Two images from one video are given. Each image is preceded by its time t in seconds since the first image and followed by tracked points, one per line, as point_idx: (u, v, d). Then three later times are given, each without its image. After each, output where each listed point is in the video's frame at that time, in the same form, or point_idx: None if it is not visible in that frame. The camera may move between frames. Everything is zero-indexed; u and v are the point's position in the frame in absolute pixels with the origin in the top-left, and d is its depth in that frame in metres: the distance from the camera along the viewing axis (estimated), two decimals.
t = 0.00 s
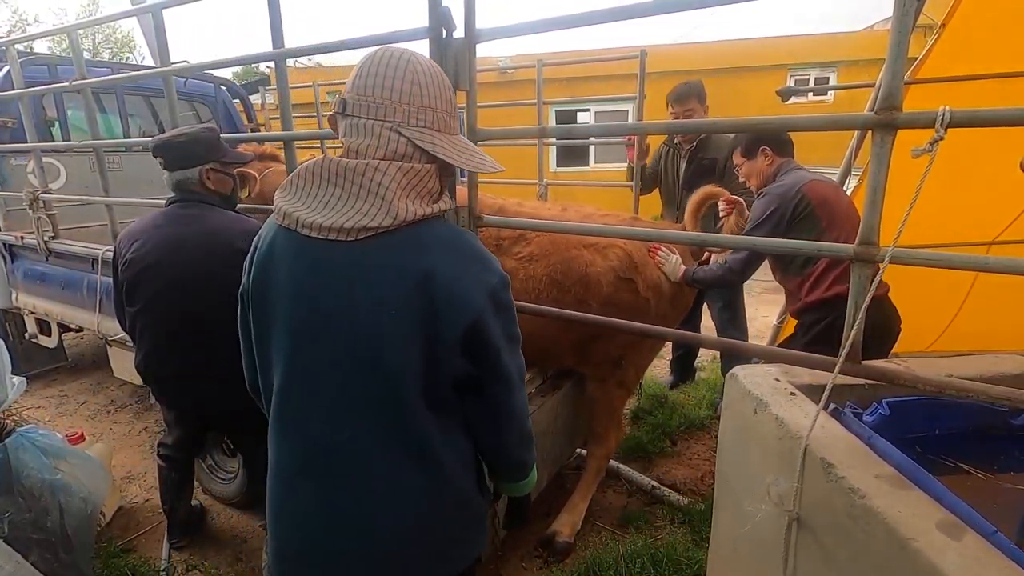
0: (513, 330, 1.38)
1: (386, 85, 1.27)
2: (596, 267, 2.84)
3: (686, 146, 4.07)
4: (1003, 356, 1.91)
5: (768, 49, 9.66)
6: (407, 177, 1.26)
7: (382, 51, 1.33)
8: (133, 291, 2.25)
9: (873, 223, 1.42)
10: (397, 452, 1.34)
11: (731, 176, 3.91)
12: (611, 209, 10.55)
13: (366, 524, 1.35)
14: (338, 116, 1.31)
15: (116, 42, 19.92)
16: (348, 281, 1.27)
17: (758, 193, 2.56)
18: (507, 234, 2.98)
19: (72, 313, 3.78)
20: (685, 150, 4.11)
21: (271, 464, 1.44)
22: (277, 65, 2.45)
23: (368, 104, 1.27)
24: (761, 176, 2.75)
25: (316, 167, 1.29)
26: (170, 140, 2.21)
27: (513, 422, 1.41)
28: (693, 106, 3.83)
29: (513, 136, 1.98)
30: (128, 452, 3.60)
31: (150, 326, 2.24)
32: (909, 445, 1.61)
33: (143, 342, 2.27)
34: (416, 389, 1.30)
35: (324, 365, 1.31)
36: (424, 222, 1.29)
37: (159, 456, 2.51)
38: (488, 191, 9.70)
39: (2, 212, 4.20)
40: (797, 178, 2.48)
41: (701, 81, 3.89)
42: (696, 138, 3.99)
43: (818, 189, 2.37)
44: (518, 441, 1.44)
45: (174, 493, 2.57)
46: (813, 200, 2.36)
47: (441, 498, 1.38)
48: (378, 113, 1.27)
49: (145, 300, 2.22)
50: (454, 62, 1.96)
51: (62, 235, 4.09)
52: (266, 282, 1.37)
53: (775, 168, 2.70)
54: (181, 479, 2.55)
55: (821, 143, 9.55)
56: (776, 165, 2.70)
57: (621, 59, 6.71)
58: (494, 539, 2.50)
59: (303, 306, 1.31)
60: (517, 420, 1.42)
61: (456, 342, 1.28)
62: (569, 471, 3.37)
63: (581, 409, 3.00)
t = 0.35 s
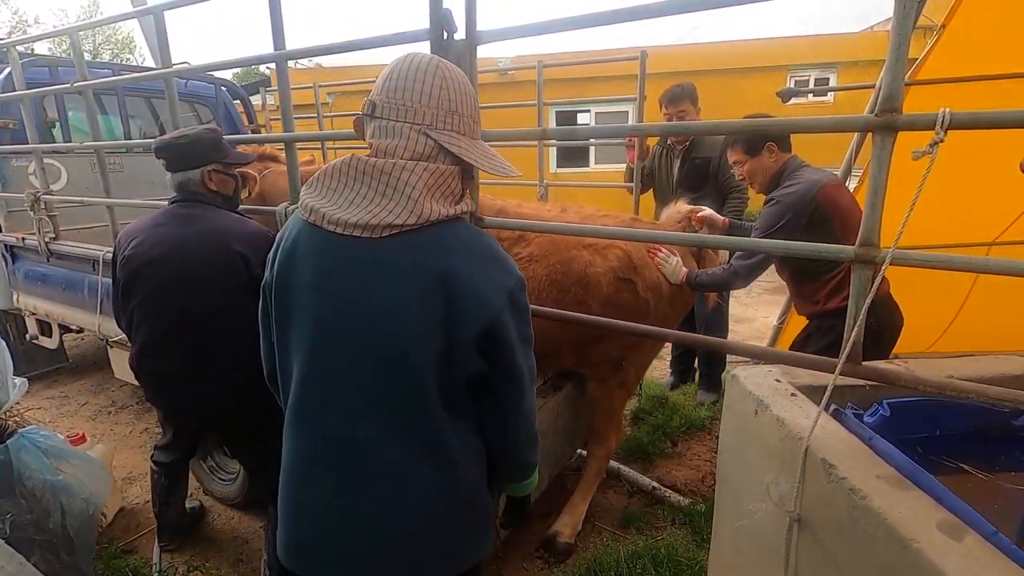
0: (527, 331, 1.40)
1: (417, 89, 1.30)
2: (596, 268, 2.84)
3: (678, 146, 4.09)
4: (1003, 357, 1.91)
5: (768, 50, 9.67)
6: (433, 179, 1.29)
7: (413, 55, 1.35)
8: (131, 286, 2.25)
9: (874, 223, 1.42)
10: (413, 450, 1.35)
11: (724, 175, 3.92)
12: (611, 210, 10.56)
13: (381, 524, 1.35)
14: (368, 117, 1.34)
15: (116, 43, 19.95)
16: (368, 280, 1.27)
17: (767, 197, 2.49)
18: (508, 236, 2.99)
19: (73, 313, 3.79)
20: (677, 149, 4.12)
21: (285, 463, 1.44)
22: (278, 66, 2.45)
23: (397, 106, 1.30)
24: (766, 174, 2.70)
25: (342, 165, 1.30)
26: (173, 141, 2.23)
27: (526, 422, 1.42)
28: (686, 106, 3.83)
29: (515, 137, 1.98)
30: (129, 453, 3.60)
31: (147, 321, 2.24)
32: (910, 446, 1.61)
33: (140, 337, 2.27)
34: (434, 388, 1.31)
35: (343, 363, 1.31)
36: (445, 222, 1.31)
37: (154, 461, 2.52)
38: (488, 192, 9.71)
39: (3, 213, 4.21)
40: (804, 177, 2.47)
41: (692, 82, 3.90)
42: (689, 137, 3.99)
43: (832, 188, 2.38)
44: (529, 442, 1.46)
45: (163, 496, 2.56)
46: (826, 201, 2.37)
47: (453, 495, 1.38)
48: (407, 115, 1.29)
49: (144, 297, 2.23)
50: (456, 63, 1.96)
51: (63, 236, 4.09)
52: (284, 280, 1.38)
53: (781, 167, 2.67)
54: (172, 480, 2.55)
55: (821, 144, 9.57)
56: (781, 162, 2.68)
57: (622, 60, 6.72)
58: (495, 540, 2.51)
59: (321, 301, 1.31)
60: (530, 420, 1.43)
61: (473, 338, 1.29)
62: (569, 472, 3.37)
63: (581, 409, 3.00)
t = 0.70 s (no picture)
0: (526, 322, 1.42)
1: (406, 87, 1.30)
2: (576, 254, 2.84)
3: (686, 145, 4.07)
4: (1005, 357, 1.92)
5: (768, 50, 9.68)
6: (431, 173, 1.31)
7: (393, 53, 1.34)
8: (137, 290, 2.25)
9: (876, 220, 1.42)
10: (417, 446, 1.36)
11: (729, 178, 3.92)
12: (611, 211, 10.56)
13: (387, 522, 1.36)
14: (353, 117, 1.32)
15: (116, 44, 19.98)
16: (369, 277, 1.28)
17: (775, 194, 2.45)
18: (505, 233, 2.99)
19: (74, 314, 3.79)
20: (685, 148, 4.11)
21: (288, 465, 1.44)
22: (280, 66, 2.46)
23: (387, 104, 1.30)
24: (768, 166, 2.68)
25: (339, 167, 1.30)
26: (182, 139, 2.22)
27: (527, 413, 1.44)
28: (697, 105, 3.82)
29: (517, 137, 1.98)
30: (130, 454, 3.60)
31: (156, 331, 2.25)
32: (911, 446, 1.61)
33: (148, 342, 2.28)
34: (437, 382, 1.32)
35: (346, 361, 1.32)
36: (443, 214, 1.33)
37: (155, 462, 2.54)
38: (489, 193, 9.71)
39: (4, 214, 4.21)
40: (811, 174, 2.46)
41: (707, 82, 3.89)
42: (697, 138, 3.98)
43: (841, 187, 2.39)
44: (532, 432, 1.47)
45: (167, 497, 2.56)
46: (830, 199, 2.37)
47: (457, 487, 1.39)
48: (400, 114, 1.30)
49: (150, 303, 2.23)
50: (458, 62, 1.97)
51: (64, 236, 4.10)
52: (284, 280, 1.37)
53: (784, 159, 2.65)
54: (175, 482, 2.54)
55: (821, 144, 9.57)
56: (785, 154, 2.66)
57: (622, 61, 6.72)
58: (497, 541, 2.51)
59: (322, 299, 1.32)
60: (531, 411, 1.45)
61: (474, 329, 1.31)
62: (570, 473, 3.37)
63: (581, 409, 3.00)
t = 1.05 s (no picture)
0: (514, 314, 1.41)
1: (378, 89, 1.29)
2: (549, 266, 2.81)
3: (692, 145, 4.05)
4: (1005, 357, 1.92)
5: (767, 51, 9.69)
6: (408, 173, 1.30)
7: (364, 53, 1.32)
8: (134, 292, 2.24)
9: (873, 217, 1.43)
10: (410, 445, 1.35)
11: (735, 178, 3.91)
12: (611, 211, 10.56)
13: (384, 521, 1.36)
14: (328, 121, 1.32)
15: (116, 46, 19.99)
16: (357, 276, 1.28)
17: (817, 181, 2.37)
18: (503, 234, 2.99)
19: (73, 316, 3.79)
20: (689, 147, 4.10)
21: (284, 468, 1.44)
22: (276, 67, 2.45)
23: (360, 107, 1.29)
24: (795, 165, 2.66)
25: (317, 171, 1.31)
26: (183, 137, 2.23)
27: (519, 405, 1.44)
28: (702, 106, 3.82)
29: (513, 136, 1.98)
30: (129, 456, 3.60)
31: (153, 332, 2.24)
32: (911, 447, 1.61)
33: (147, 343, 2.27)
34: (428, 380, 1.31)
35: (337, 361, 1.32)
36: (425, 211, 1.33)
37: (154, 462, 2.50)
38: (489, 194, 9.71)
39: (3, 216, 4.22)
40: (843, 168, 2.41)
41: (713, 82, 3.89)
42: (705, 137, 3.98)
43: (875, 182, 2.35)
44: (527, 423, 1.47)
45: (166, 501, 2.55)
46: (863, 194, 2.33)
47: (452, 481, 1.40)
48: (373, 115, 1.29)
49: (149, 305, 2.22)
50: (453, 59, 1.97)
51: (63, 238, 4.10)
52: (271, 281, 1.37)
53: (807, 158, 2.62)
54: (175, 485, 2.53)
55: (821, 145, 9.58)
56: (811, 155, 2.62)
57: (621, 62, 6.72)
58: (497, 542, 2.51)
59: (311, 299, 1.31)
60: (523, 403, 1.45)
61: (463, 323, 1.31)
62: (570, 474, 3.37)
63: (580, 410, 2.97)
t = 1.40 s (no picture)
0: (498, 308, 1.41)
1: (351, 90, 1.31)
2: (561, 268, 2.81)
3: (695, 146, 4.06)
4: (1005, 358, 1.91)
5: (766, 52, 9.69)
6: (384, 172, 1.31)
7: (336, 59, 1.36)
8: (127, 293, 2.24)
9: (876, 225, 1.42)
10: (397, 444, 1.35)
11: (736, 180, 3.92)
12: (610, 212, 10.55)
13: (376, 520, 1.36)
14: (305, 126, 1.34)
15: (116, 47, 20.01)
16: (341, 275, 1.29)
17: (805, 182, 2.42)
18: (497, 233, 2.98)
19: (73, 317, 3.79)
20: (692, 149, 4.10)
21: (277, 473, 1.44)
22: (276, 69, 2.46)
23: (334, 109, 1.31)
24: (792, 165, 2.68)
25: (295, 175, 1.32)
26: (182, 138, 2.22)
27: (507, 399, 1.44)
28: (704, 108, 3.82)
29: (513, 140, 1.98)
30: (129, 457, 3.60)
31: (147, 332, 2.23)
32: (911, 447, 1.61)
33: (140, 342, 2.26)
34: (413, 377, 1.32)
35: (322, 361, 1.32)
36: (404, 208, 1.34)
37: (153, 465, 2.49)
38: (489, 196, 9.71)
39: (3, 218, 4.21)
40: (839, 167, 2.41)
41: (715, 84, 3.89)
42: (707, 139, 3.98)
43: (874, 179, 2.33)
44: (517, 417, 1.47)
45: (165, 503, 2.55)
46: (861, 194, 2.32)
47: (442, 478, 1.40)
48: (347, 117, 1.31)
49: (143, 304, 2.21)
50: (455, 67, 1.97)
51: (63, 240, 4.10)
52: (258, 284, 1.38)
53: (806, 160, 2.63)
54: (174, 487, 2.53)
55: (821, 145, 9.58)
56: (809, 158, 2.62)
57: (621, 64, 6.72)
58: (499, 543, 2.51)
59: (295, 299, 1.32)
60: (511, 397, 1.45)
61: (445, 319, 1.31)
62: (570, 475, 3.36)
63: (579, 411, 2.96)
